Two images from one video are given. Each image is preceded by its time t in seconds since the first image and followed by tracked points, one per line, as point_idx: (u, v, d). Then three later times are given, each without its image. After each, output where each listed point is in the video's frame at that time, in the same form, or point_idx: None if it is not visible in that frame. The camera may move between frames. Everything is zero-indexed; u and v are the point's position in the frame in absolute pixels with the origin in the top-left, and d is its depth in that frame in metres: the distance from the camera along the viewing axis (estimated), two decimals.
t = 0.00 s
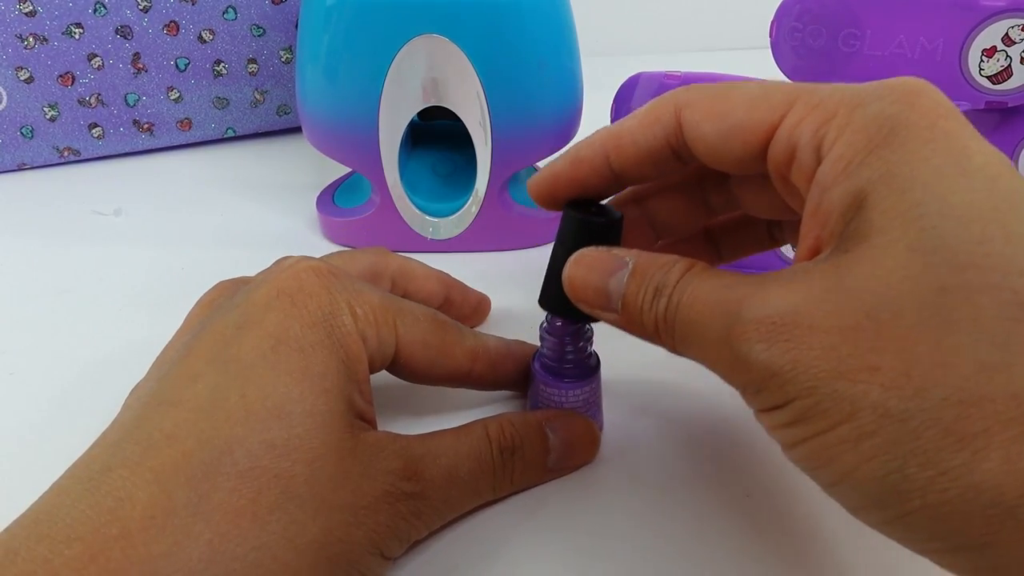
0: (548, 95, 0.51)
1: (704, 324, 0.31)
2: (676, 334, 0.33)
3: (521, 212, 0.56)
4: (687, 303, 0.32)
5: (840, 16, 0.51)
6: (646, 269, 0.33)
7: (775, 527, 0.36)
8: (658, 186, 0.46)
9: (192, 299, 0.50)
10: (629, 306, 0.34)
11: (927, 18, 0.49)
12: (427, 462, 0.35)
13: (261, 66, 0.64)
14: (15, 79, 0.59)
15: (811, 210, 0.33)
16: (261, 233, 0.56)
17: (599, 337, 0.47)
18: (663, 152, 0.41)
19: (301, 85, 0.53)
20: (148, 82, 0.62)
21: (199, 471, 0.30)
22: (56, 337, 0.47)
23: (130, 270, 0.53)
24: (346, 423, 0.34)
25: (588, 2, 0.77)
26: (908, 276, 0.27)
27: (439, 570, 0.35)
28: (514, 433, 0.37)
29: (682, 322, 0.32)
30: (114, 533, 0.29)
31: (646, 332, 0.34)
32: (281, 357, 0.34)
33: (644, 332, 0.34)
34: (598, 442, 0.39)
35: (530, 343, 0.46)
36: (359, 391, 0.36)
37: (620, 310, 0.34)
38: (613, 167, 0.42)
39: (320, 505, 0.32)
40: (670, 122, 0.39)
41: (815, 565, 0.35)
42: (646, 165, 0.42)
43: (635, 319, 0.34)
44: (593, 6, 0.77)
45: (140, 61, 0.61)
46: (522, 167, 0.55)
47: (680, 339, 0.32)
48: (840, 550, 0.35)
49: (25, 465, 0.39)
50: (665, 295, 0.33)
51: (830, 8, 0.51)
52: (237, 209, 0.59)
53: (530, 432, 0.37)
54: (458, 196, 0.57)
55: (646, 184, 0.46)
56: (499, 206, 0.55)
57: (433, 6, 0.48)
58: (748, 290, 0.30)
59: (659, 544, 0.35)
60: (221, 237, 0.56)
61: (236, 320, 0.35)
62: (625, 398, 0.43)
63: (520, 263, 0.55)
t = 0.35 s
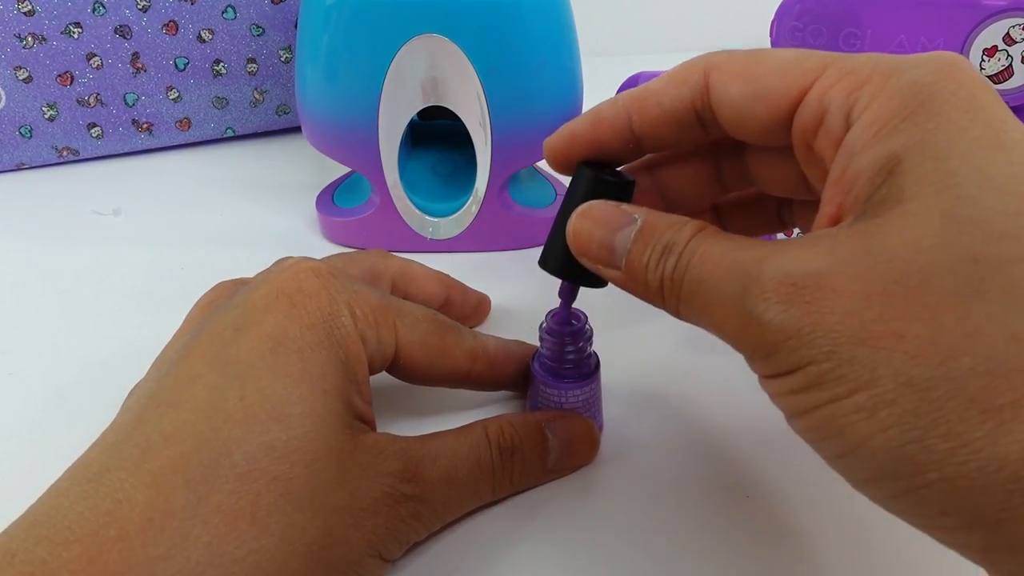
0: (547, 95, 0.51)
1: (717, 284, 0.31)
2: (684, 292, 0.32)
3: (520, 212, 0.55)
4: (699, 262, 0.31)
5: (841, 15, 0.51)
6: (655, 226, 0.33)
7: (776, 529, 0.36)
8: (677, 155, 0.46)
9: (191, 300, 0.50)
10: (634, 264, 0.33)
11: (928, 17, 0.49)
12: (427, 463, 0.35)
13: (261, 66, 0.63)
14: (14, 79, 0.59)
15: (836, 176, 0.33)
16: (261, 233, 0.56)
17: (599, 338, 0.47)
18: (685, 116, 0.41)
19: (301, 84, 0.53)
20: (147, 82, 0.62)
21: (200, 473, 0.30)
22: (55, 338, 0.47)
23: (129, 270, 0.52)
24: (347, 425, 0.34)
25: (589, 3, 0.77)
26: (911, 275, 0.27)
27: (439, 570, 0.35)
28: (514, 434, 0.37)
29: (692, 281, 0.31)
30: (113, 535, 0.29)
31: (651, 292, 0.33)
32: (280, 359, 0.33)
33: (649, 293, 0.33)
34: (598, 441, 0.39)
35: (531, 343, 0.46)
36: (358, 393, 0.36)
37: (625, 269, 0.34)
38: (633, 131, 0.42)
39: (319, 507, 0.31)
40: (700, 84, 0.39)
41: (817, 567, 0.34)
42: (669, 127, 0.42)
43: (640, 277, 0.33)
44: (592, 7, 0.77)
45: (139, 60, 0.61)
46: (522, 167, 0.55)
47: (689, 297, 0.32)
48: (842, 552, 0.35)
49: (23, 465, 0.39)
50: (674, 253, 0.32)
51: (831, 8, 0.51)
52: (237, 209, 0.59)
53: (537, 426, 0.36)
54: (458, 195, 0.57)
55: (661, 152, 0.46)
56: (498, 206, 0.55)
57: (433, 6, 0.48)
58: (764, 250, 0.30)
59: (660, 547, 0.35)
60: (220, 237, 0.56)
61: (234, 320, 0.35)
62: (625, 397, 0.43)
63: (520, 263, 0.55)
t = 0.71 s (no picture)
0: (548, 95, 0.51)
1: (704, 274, 0.30)
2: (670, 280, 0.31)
3: (520, 212, 0.55)
4: (687, 250, 0.31)
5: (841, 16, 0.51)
6: (640, 213, 0.33)
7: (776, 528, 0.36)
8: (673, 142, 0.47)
9: (191, 300, 0.50)
10: (617, 251, 0.33)
11: (928, 18, 0.49)
12: (428, 463, 0.35)
13: (261, 66, 0.63)
14: (14, 79, 0.59)
15: (838, 160, 0.33)
16: (261, 232, 0.56)
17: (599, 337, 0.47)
18: (677, 99, 0.41)
19: (301, 84, 0.53)
20: (147, 82, 0.62)
21: (200, 473, 0.30)
22: (55, 338, 0.47)
23: (129, 270, 0.52)
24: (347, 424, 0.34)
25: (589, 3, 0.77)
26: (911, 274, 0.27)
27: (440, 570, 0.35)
28: (512, 434, 0.37)
29: (678, 270, 0.31)
30: (113, 535, 0.29)
31: (635, 280, 0.33)
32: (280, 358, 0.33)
33: (632, 280, 0.33)
34: (598, 442, 0.39)
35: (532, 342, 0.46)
36: (358, 393, 0.36)
37: (608, 257, 0.33)
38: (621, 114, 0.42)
39: (320, 507, 0.31)
40: (693, 66, 0.39)
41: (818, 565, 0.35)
42: (660, 112, 0.42)
43: (623, 265, 0.33)
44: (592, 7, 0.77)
45: (139, 60, 0.61)
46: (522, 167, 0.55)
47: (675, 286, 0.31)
48: (841, 549, 0.35)
49: (24, 465, 0.39)
50: (659, 241, 0.32)
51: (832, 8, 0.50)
52: (237, 209, 0.59)
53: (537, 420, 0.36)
54: (458, 195, 0.57)
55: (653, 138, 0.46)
56: (498, 206, 0.55)
57: (434, 6, 0.48)
58: (751, 239, 0.30)
59: (661, 548, 0.35)
60: (221, 237, 0.56)
61: (235, 321, 0.35)
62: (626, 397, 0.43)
63: (520, 263, 0.55)
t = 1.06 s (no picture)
0: (548, 96, 0.51)
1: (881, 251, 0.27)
2: (836, 241, 0.28)
3: (520, 212, 0.56)
4: (866, 203, 0.28)
5: (840, 16, 0.51)
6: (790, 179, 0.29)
7: (753, 530, 0.37)
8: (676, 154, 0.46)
9: (192, 300, 0.50)
10: (766, 236, 0.29)
11: (927, 18, 0.49)
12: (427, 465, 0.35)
13: (261, 66, 0.64)
14: (16, 79, 0.59)
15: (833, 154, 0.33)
16: (262, 232, 0.57)
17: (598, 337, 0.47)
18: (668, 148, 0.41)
19: (302, 84, 0.53)
20: (148, 82, 0.62)
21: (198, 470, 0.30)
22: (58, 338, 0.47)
23: (131, 270, 0.53)
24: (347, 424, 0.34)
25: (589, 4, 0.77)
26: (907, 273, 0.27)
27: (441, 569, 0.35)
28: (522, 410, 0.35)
29: (849, 239, 0.27)
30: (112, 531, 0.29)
31: (787, 238, 0.29)
32: (261, 365, 0.31)
33: (782, 230, 0.29)
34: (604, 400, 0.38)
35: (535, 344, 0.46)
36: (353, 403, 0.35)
37: (736, 226, 0.29)
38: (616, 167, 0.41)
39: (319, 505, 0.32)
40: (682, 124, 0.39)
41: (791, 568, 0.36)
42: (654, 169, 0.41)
43: (771, 229, 0.29)
44: (592, 7, 0.77)
45: (141, 61, 0.61)
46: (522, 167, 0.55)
47: (833, 254, 0.28)
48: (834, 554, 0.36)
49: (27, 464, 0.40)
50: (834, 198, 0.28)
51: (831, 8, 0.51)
52: (238, 209, 0.59)
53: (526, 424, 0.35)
54: (458, 195, 0.57)
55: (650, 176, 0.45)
56: (498, 206, 0.55)
57: (434, 6, 0.48)
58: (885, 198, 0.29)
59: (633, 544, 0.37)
60: (222, 237, 0.56)
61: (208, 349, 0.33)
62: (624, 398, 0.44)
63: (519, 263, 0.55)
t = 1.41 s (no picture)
0: (549, 96, 0.51)
1: (809, 325, 0.28)
2: (766, 318, 0.29)
3: (522, 211, 0.56)
4: (792, 274, 0.28)
5: (841, 17, 0.51)
6: (724, 246, 0.30)
7: (753, 531, 0.37)
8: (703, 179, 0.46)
9: (194, 299, 0.50)
10: (696, 307, 0.30)
11: (928, 19, 0.49)
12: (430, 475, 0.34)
13: (263, 66, 0.64)
14: (19, 78, 0.59)
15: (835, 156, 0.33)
16: (262, 232, 0.57)
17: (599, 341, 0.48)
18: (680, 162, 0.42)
19: (304, 84, 0.53)
20: (150, 81, 0.62)
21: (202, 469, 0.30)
22: (60, 336, 0.47)
23: (134, 269, 0.53)
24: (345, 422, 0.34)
25: (590, 3, 0.77)
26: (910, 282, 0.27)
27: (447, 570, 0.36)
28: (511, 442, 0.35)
29: (780, 315, 0.28)
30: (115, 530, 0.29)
31: (721, 313, 0.30)
32: (276, 367, 0.32)
33: (716, 304, 0.30)
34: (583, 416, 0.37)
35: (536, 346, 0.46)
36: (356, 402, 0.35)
37: (680, 304, 0.31)
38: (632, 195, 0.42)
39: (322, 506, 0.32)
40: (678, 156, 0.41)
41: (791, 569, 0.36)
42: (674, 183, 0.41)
43: (705, 303, 0.30)
44: (594, 7, 0.77)
45: (143, 60, 0.61)
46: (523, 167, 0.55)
47: (767, 330, 0.29)
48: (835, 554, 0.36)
49: (31, 462, 0.40)
50: (756, 267, 0.29)
51: (833, 9, 0.51)
52: (240, 208, 0.59)
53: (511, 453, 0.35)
54: (459, 195, 0.57)
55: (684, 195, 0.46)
56: (499, 206, 0.55)
57: (436, 6, 0.48)
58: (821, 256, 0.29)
59: (635, 548, 0.36)
60: (224, 236, 0.56)
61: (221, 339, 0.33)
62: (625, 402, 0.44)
63: (520, 262, 0.55)
